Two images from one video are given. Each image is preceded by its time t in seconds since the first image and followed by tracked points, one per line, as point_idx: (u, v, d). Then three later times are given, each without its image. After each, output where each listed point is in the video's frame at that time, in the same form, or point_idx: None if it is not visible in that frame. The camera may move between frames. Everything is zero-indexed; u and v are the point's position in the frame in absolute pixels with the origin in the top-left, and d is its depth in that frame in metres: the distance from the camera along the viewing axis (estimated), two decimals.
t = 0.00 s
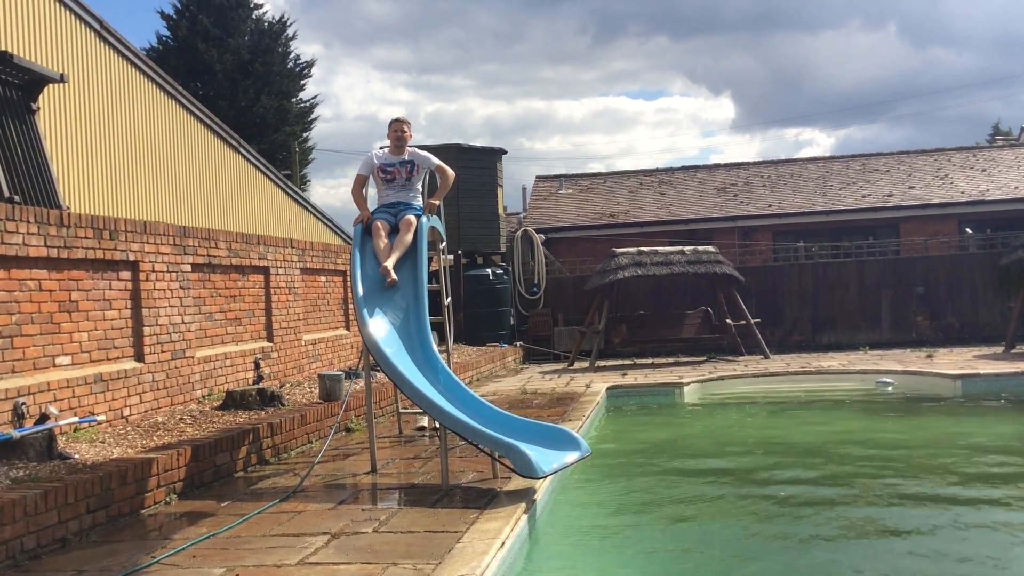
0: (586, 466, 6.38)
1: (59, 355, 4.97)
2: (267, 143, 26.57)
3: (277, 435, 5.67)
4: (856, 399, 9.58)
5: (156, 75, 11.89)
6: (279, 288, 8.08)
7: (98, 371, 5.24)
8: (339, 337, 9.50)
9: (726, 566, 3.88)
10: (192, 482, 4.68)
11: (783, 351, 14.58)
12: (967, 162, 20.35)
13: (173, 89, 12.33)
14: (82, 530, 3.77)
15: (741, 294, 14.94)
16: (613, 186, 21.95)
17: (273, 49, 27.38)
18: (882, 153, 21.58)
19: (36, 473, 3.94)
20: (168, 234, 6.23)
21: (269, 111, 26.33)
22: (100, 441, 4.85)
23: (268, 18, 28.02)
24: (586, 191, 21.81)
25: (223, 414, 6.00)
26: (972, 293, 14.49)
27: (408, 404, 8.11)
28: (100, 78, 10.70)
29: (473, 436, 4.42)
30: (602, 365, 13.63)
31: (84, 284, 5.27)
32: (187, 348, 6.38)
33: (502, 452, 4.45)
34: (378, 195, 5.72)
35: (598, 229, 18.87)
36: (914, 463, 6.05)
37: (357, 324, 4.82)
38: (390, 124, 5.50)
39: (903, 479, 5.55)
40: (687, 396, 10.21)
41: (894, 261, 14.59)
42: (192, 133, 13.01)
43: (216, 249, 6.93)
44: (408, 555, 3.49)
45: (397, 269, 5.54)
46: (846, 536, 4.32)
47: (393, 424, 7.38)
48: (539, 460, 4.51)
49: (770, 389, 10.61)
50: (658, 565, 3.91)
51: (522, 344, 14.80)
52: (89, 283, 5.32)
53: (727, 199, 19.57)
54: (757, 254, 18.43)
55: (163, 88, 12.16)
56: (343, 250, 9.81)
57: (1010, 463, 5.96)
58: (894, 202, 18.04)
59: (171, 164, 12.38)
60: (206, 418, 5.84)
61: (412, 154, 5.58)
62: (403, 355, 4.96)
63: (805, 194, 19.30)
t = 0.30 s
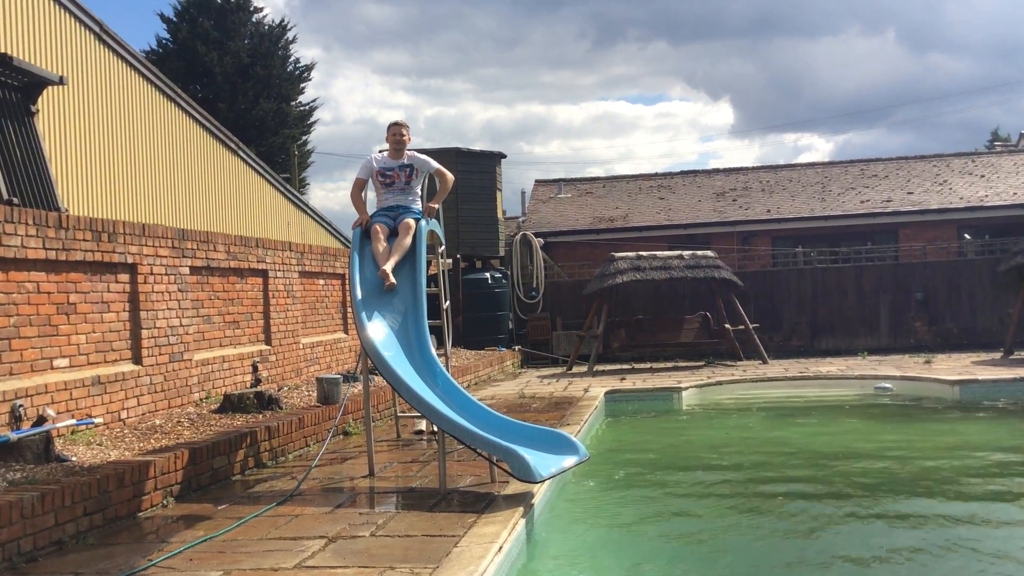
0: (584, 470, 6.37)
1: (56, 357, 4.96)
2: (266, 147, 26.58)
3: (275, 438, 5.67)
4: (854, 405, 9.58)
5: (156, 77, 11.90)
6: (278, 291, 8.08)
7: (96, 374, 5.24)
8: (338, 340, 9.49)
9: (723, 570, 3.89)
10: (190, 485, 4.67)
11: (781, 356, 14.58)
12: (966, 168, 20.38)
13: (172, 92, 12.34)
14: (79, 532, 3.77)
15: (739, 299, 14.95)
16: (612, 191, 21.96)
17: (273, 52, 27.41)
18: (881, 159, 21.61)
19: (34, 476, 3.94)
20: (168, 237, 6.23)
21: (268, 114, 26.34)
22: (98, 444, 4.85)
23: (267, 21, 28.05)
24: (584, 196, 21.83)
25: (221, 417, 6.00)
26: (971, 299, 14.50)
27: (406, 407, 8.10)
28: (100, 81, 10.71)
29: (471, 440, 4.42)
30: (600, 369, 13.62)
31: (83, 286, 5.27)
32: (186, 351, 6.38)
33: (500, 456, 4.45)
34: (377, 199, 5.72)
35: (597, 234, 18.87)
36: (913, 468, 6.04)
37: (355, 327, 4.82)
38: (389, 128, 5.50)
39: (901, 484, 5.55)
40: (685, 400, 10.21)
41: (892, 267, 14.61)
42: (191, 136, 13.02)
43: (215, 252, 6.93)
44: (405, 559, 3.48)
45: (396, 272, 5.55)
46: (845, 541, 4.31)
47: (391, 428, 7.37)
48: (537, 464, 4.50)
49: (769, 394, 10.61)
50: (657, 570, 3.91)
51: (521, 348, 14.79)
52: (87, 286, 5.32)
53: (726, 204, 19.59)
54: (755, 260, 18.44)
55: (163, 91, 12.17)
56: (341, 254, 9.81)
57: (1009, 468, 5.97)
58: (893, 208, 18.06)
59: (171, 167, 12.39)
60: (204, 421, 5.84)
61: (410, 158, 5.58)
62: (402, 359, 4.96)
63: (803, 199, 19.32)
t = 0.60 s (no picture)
0: (580, 474, 6.37)
1: (54, 359, 4.96)
2: (265, 149, 26.61)
3: (272, 441, 5.66)
4: (851, 408, 9.59)
5: (155, 80, 11.91)
6: (275, 294, 8.08)
7: (93, 376, 5.24)
8: (335, 343, 9.49)
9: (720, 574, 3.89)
10: (186, 488, 4.67)
11: (778, 360, 14.61)
12: (963, 172, 20.44)
13: (171, 95, 12.36)
14: (76, 535, 3.77)
15: (736, 303, 14.96)
16: (610, 194, 22.00)
17: (272, 55, 27.43)
18: (878, 163, 21.66)
19: (30, 478, 3.93)
20: (165, 239, 6.23)
21: (266, 117, 26.38)
22: (95, 447, 4.84)
23: (266, 24, 28.10)
24: (582, 199, 21.85)
25: (218, 420, 6.00)
26: (967, 303, 14.54)
27: (404, 410, 8.11)
28: (98, 83, 10.71)
29: (468, 443, 4.42)
30: (597, 373, 13.62)
31: (80, 289, 5.27)
32: (183, 353, 6.38)
33: (497, 459, 4.45)
34: (374, 203, 5.73)
35: (595, 237, 18.90)
36: (910, 472, 6.05)
37: (352, 330, 4.82)
38: (386, 131, 5.51)
39: (899, 488, 5.56)
40: (682, 404, 10.22)
41: (889, 271, 14.64)
42: (190, 138, 13.04)
43: (212, 254, 6.94)
44: (402, 562, 3.48)
45: (393, 276, 5.55)
46: (843, 545, 4.31)
47: (389, 431, 7.38)
48: (535, 468, 4.50)
49: (766, 398, 10.62)
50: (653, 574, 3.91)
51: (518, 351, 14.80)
52: (84, 288, 5.32)
53: (724, 208, 19.62)
54: (753, 263, 18.47)
55: (161, 93, 12.17)
56: (339, 257, 9.81)
57: (1006, 472, 5.98)
58: (890, 212, 18.10)
59: (169, 170, 12.40)
60: (201, 423, 5.83)
61: (408, 161, 5.59)
62: (399, 362, 4.96)
63: (801, 203, 19.36)
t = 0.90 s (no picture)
0: (580, 474, 6.37)
1: (53, 360, 4.96)
2: (264, 150, 26.63)
3: (271, 442, 5.66)
4: (851, 408, 9.59)
5: (153, 80, 11.91)
6: (274, 294, 8.08)
7: (92, 377, 5.24)
8: (334, 343, 9.49)
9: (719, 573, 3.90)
10: (186, 488, 4.67)
11: (777, 360, 14.62)
12: (962, 172, 20.44)
13: (170, 96, 12.35)
14: (75, 536, 3.76)
15: (736, 303, 14.96)
16: (609, 194, 22.00)
17: (271, 55, 27.41)
18: (878, 163, 21.66)
19: (30, 479, 3.93)
20: (164, 240, 6.23)
21: (266, 117, 26.39)
22: (94, 447, 4.85)
23: (265, 24, 28.10)
24: (582, 199, 21.85)
25: (217, 420, 6.00)
26: (966, 303, 14.55)
27: (403, 410, 8.11)
28: (96, 84, 10.71)
29: (468, 443, 4.42)
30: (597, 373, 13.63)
31: (79, 289, 5.27)
32: (182, 354, 6.38)
33: (496, 459, 4.45)
34: (373, 203, 5.73)
35: (594, 238, 18.90)
36: (910, 472, 6.05)
37: (351, 330, 4.82)
38: (384, 132, 5.50)
39: (897, 488, 5.58)
40: (681, 404, 10.24)
41: (889, 271, 14.64)
42: (189, 139, 13.04)
43: (211, 255, 6.93)
44: (401, 562, 3.48)
45: (392, 276, 5.55)
46: (841, 544, 4.32)
47: (388, 431, 7.38)
48: (534, 468, 4.50)
49: (765, 398, 10.62)
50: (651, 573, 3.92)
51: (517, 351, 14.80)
52: (83, 288, 5.32)
53: (723, 208, 19.63)
54: (752, 263, 18.47)
55: (160, 94, 12.16)
56: (338, 257, 9.80)
57: (1003, 471, 6.00)
58: (889, 212, 18.11)
59: (168, 170, 12.41)
60: (200, 424, 5.83)
61: (407, 162, 5.59)
62: (398, 362, 4.96)
63: (800, 203, 19.36)
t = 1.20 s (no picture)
0: (579, 475, 6.38)
1: (51, 361, 4.96)
2: (263, 151, 26.64)
3: (269, 443, 5.66)
4: (850, 409, 9.60)
5: (152, 82, 11.92)
6: (273, 295, 8.08)
7: (91, 378, 5.24)
8: (333, 344, 9.49)
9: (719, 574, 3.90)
10: (184, 489, 4.67)
11: (776, 361, 14.63)
12: (961, 173, 20.46)
13: (168, 96, 12.35)
14: (73, 537, 3.76)
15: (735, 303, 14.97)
16: (608, 195, 22.01)
17: (270, 56, 27.40)
18: (877, 164, 21.68)
19: (28, 480, 3.93)
20: (162, 241, 6.23)
21: (265, 118, 26.41)
22: (92, 449, 4.84)
23: (263, 25, 28.11)
24: (581, 200, 21.86)
25: (215, 422, 6.00)
26: (965, 303, 14.55)
27: (402, 411, 8.11)
28: (95, 85, 10.71)
29: (466, 445, 4.41)
30: (596, 374, 13.62)
31: (77, 290, 5.27)
32: (180, 355, 6.38)
33: (495, 460, 4.44)
34: (372, 204, 5.74)
35: (593, 238, 18.92)
36: (909, 473, 6.05)
37: (350, 331, 4.82)
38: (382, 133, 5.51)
39: (896, 488, 5.59)
40: (680, 405, 10.24)
41: (887, 271, 14.66)
42: (188, 140, 13.04)
43: (210, 256, 6.93)
44: (400, 563, 3.48)
45: (391, 277, 5.55)
46: (840, 545, 4.33)
47: (387, 432, 7.39)
48: (533, 469, 4.50)
49: (764, 398, 10.63)
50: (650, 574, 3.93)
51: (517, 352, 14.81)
52: (82, 289, 5.32)
53: (722, 209, 19.64)
54: (751, 264, 18.48)
55: (158, 95, 12.16)
56: (337, 258, 9.80)
57: (1002, 471, 6.01)
58: (888, 213, 18.12)
59: (167, 171, 12.41)
60: (199, 425, 5.83)
61: (405, 163, 5.59)
62: (397, 363, 4.96)
63: (799, 204, 19.37)
